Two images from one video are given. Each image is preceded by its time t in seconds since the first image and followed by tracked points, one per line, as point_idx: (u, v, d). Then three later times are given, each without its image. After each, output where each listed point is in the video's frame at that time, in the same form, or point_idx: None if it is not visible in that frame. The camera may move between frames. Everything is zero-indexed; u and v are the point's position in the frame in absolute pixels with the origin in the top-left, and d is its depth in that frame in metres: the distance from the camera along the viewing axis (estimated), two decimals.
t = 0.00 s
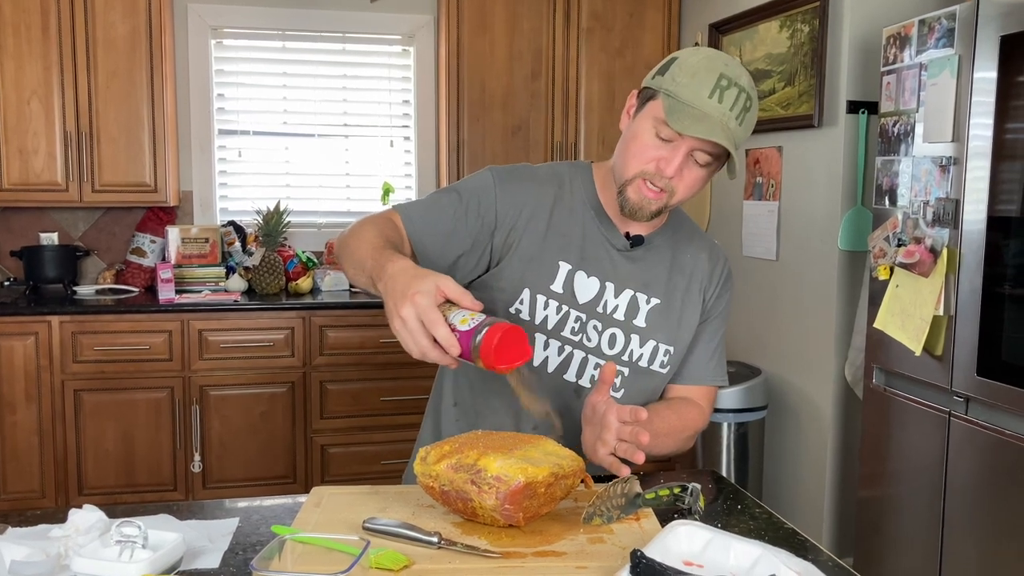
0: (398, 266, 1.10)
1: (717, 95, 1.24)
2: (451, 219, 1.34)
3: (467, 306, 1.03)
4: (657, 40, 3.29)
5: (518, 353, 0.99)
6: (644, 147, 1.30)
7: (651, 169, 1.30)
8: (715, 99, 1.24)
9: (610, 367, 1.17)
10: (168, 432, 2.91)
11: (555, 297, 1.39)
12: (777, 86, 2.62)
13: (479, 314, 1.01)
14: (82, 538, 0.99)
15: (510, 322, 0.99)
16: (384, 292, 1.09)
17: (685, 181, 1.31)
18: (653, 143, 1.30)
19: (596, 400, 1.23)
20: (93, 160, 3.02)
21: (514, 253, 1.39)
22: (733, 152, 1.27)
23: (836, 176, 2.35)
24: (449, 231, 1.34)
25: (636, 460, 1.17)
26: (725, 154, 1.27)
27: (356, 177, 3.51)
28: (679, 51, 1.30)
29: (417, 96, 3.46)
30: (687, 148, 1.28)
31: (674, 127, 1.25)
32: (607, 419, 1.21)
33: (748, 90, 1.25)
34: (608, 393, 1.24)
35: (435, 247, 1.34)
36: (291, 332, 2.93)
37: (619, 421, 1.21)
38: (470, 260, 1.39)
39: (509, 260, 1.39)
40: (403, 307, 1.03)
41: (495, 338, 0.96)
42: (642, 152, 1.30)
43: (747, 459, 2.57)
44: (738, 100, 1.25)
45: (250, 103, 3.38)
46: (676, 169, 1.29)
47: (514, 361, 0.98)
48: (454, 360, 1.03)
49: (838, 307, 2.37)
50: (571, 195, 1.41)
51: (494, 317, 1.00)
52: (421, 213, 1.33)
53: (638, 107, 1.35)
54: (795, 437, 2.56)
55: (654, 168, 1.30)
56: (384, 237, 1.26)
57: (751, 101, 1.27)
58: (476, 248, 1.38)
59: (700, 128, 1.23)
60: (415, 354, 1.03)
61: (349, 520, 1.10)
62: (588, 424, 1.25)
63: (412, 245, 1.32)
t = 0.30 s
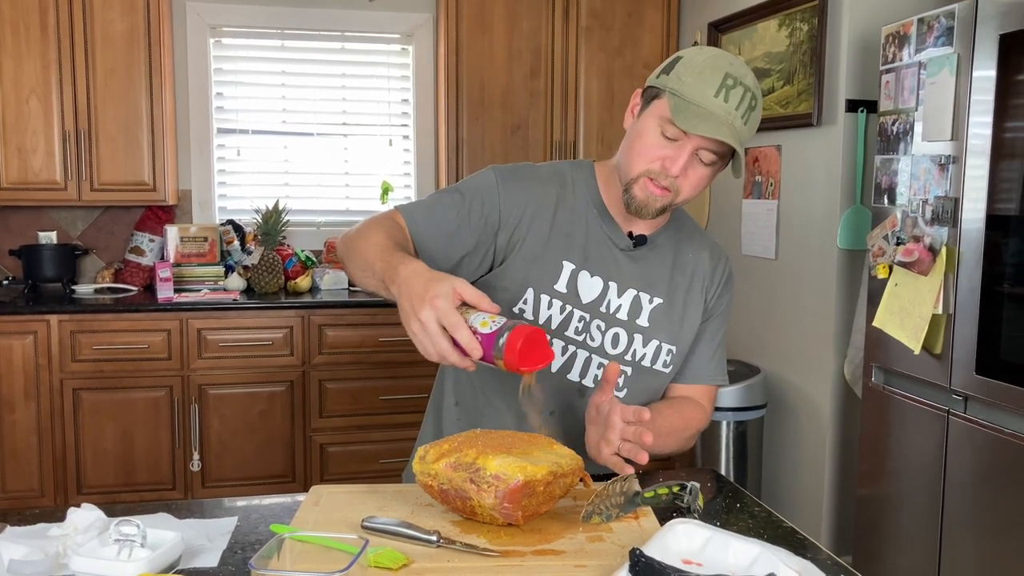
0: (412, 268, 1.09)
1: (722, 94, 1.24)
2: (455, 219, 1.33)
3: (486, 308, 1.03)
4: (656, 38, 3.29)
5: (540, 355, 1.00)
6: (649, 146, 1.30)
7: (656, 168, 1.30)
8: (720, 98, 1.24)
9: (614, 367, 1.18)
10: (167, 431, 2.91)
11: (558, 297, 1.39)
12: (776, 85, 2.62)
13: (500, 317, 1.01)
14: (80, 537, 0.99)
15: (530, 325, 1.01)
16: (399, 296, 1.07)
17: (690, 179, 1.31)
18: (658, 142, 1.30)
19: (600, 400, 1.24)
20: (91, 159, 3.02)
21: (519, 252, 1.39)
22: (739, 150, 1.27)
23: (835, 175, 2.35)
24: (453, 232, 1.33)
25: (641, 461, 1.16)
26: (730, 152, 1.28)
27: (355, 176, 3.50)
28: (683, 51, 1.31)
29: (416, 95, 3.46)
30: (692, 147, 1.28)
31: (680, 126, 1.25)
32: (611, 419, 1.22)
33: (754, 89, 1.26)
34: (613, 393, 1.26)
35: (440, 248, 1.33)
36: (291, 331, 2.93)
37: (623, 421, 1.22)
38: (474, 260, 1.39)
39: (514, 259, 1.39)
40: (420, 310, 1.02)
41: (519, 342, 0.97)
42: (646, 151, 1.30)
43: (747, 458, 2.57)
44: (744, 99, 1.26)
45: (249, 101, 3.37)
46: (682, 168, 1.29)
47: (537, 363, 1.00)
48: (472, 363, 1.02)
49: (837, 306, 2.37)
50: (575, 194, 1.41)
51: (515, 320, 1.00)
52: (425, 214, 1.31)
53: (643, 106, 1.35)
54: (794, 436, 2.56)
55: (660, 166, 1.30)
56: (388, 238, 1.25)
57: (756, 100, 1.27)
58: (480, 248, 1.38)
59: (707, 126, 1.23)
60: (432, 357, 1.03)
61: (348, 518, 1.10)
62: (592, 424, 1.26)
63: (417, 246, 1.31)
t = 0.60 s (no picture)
0: (422, 279, 1.08)
1: (722, 93, 1.24)
2: (454, 220, 1.33)
3: (503, 317, 1.02)
4: (656, 37, 3.29)
5: (563, 365, 1.00)
6: (648, 145, 1.30)
7: (656, 167, 1.30)
8: (720, 97, 1.24)
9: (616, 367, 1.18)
10: (167, 429, 2.91)
11: (559, 297, 1.39)
12: (775, 84, 2.62)
13: (519, 326, 1.00)
14: (79, 535, 0.99)
15: (551, 334, 1.00)
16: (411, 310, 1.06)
17: (690, 178, 1.31)
18: (657, 141, 1.29)
19: (604, 400, 1.24)
20: (90, 157, 3.01)
21: (519, 252, 1.39)
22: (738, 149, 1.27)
23: (834, 173, 2.35)
24: (453, 233, 1.33)
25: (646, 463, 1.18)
26: (730, 150, 1.28)
27: (355, 175, 3.50)
28: (682, 48, 1.30)
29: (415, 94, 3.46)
30: (692, 146, 1.28)
31: (679, 125, 1.25)
32: (615, 419, 1.22)
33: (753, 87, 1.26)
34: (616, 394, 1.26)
35: (441, 250, 1.33)
36: (290, 329, 2.93)
37: (627, 421, 1.21)
38: (476, 261, 1.39)
39: (514, 260, 1.39)
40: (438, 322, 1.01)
41: (544, 354, 0.97)
42: (646, 150, 1.30)
43: (746, 456, 2.57)
44: (742, 98, 1.26)
45: (248, 100, 3.37)
46: (682, 167, 1.29)
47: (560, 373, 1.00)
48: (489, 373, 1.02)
49: (836, 305, 2.37)
50: (573, 194, 1.41)
51: (536, 330, 1.00)
52: (424, 215, 1.32)
53: (641, 105, 1.34)
54: (793, 434, 2.56)
55: (659, 166, 1.30)
56: (389, 241, 1.25)
57: (755, 98, 1.27)
58: (481, 249, 1.38)
59: (706, 125, 1.23)
60: (449, 370, 1.03)
61: (348, 517, 1.10)
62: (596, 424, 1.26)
63: (418, 248, 1.32)
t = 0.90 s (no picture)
0: (425, 290, 1.08)
1: (717, 88, 1.25)
2: (454, 222, 1.33)
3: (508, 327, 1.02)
4: (656, 36, 3.29)
5: (569, 375, 0.99)
6: (645, 142, 1.30)
7: (653, 164, 1.30)
8: (715, 92, 1.24)
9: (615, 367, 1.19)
10: (167, 427, 2.91)
11: (559, 297, 1.39)
12: (775, 83, 2.61)
13: (524, 335, 1.00)
14: (79, 533, 0.99)
15: (558, 344, 0.99)
16: (414, 323, 1.06)
17: (687, 174, 1.31)
18: (654, 139, 1.30)
19: (605, 399, 1.25)
20: (90, 156, 3.01)
21: (520, 253, 1.38)
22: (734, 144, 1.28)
23: (835, 172, 2.35)
24: (453, 235, 1.33)
25: (648, 459, 1.16)
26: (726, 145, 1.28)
27: (355, 174, 3.50)
28: (675, 45, 1.31)
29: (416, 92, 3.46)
30: (688, 142, 1.28)
31: (676, 121, 1.25)
32: (617, 417, 1.22)
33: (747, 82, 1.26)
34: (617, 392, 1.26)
35: (441, 252, 1.33)
36: (290, 328, 2.93)
37: (629, 419, 1.21)
38: (477, 263, 1.38)
39: (515, 261, 1.39)
40: (441, 331, 1.01)
41: (548, 362, 0.96)
42: (643, 148, 1.30)
43: (746, 455, 2.57)
44: (737, 92, 1.26)
45: (248, 99, 3.37)
46: (679, 164, 1.29)
47: (565, 382, 0.99)
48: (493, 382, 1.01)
49: (836, 304, 2.36)
50: (571, 194, 1.41)
51: (541, 339, 0.99)
52: (424, 219, 1.31)
53: (636, 102, 1.34)
54: (793, 434, 2.56)
55: (656, 163, 1.30)
56: (389, 245, 1.24)
57: (749, 93, 1.28)
58: (482, 251, 1.37)
59: (702, 120, 1.24)
60: (452, 380, 1.03)
61: (347, 516, 1.10)
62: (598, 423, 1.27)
63: (418, 251, 1.31)
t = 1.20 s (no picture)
0: (402, 285, 1.08)
1: (705, 82, 1.25)
2: (449, 223, 1.32)
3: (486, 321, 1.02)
4: (656, 36, 3.29)
5: (547, 367, 0.98)
6: (635, 138, 1.30)
7: (644, 160, 1.29)
8: (703, 86, 1.25)
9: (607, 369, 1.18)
10: (167, 427, 2.91)
11: (555, 298, 1.38)
12: (775, 82, 2.61)
13: (500, 329, 1.00)
14: (78, 533, 0.99)
15: (534, 337, 0.99)
16: (393, 311, 1.06)
17: (678, 169, 1.31)
18: (644, 134, 1.29)
19: (600, 402, 1.24)
20: (89, 156, 3.01)
21: (515, 253, 1.38)
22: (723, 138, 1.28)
23: (834, 172, 2.34)
24: (448, 237, 1.32)
25: (642, 461, 1.19)
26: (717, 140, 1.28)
27: (355, 173, 3.50)
28: (665, 41, 1.31)
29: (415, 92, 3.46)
30: (679, 137, 1.28)
31: (665, 116, 1.25)
32: (613, 419, 1.22)
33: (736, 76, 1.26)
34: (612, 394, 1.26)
35: (436, 253, 1.32)
36: (290, 328, 2.93)
37: (624, 421, 1.21)
38: (472, 264, 1.38)
39: (510, 261, 1.38)
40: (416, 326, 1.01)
41: (523, 354, 0.95)
42: (633, 143, 1.30)
43: (746, 454, 2.57)
44: (726, 86, 1.26)
45: (248, 98, 3.37)
46: (669, 159, 1.29)
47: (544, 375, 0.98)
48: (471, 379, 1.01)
49: (836, 303, 2.36)
50: (564, 193, 1.41)
51: (516, 332, 0.99)
52: (419, 219, 1.31)
53: (626, 99, 1.35)
54: (793, 433, 2.56)
55: (646, 158, 1.29)
56: (382, 247, 1.24)
57: (739, 87, 1.28)
58: (477, 251, 1.37)
59: (692, 114, 1.24)
60: (428, 376, 1.03)
61: (346, 515, 1.10)
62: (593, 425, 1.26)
63: (413, 252, 1.31)
